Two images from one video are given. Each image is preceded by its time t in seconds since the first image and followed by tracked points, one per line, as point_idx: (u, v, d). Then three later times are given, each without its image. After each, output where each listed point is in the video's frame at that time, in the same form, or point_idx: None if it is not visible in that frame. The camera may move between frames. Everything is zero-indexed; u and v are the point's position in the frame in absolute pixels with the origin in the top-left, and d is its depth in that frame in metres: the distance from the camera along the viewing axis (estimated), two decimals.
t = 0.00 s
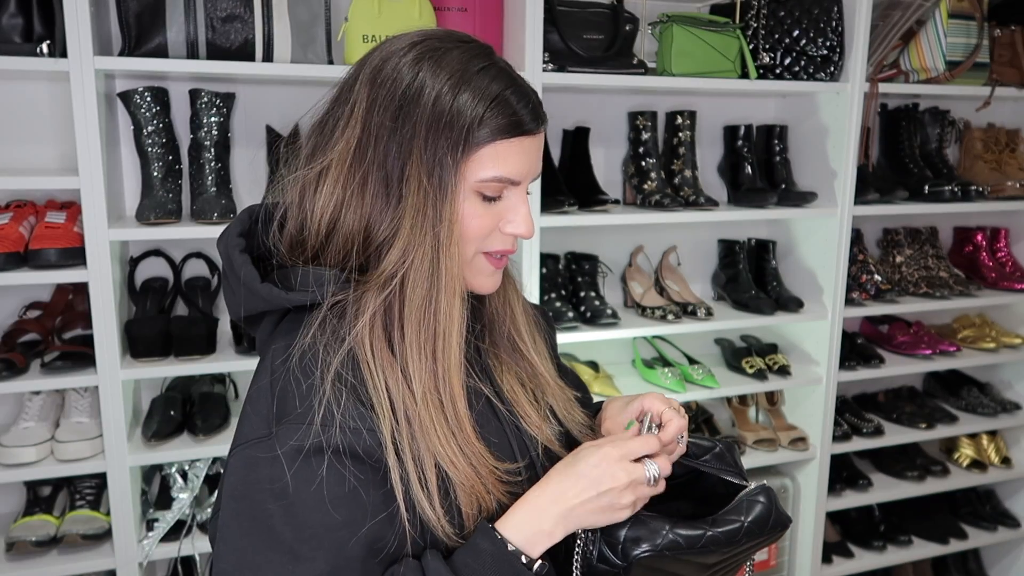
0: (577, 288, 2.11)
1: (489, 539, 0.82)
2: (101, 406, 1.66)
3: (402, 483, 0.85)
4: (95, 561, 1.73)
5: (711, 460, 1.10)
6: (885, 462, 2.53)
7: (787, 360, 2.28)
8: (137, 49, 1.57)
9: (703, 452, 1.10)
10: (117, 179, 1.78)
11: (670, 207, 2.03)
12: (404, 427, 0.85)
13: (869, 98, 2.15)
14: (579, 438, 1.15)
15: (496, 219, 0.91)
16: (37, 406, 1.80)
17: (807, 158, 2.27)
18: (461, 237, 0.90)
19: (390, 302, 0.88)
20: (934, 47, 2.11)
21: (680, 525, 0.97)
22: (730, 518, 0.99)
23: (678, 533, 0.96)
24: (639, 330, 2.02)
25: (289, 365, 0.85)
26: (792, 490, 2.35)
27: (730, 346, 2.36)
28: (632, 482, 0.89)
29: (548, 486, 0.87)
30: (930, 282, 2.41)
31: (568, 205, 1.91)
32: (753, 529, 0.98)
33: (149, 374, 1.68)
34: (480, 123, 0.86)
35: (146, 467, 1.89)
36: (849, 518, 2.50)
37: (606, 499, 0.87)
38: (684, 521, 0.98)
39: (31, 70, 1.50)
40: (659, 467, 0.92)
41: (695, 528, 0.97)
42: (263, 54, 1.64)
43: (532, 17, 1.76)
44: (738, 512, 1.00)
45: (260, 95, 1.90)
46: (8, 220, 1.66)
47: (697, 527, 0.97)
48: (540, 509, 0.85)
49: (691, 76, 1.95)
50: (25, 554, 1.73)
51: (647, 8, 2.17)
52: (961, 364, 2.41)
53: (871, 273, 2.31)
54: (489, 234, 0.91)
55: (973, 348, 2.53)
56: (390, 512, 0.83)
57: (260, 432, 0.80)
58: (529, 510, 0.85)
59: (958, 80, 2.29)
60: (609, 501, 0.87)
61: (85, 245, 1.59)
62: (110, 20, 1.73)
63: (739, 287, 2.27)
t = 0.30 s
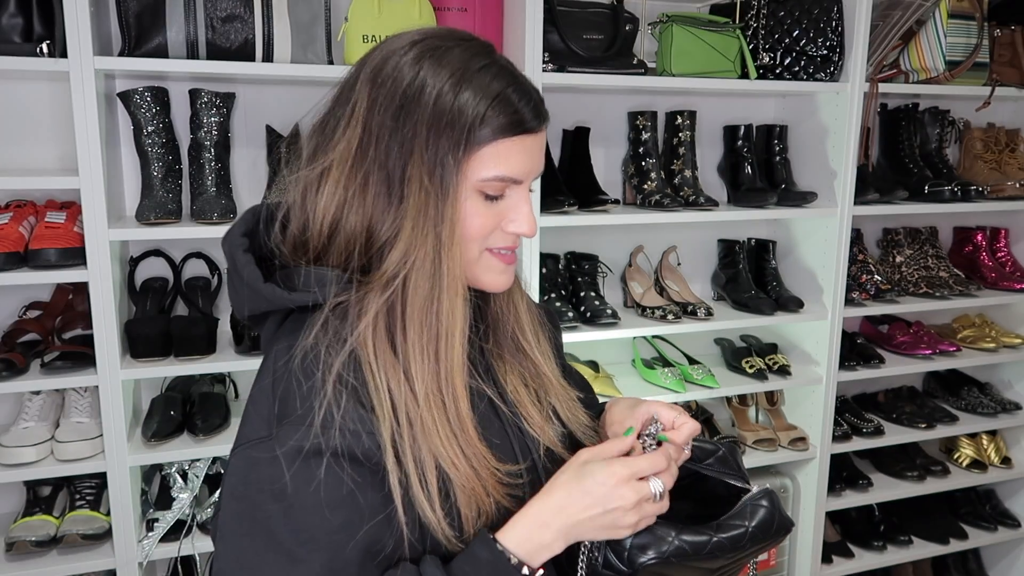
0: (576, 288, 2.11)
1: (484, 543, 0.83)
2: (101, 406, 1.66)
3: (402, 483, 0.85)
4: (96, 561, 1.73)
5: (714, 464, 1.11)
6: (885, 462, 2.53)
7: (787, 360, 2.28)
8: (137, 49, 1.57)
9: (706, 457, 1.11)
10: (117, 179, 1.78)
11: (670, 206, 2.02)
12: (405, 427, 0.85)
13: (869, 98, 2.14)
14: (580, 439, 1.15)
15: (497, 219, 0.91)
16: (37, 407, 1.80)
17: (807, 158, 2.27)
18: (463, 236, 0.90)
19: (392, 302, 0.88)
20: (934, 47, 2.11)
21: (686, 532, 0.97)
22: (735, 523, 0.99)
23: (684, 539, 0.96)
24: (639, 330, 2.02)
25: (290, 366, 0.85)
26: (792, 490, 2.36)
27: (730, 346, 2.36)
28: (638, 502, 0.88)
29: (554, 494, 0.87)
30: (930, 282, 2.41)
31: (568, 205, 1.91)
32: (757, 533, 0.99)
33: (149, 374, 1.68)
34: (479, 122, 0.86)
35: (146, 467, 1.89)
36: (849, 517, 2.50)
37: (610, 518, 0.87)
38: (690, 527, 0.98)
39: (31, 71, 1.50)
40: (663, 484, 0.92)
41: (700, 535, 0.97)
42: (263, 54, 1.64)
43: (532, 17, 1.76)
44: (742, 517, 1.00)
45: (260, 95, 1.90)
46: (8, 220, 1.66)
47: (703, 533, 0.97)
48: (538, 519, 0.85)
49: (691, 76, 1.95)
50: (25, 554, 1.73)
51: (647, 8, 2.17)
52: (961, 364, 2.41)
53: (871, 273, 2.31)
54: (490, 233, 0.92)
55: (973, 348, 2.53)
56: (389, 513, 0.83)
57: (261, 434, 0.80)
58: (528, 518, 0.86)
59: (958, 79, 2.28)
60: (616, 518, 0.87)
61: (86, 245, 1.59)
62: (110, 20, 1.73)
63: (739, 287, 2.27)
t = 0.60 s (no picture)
0: (576, 288, 2.11)
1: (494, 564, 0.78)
2: (102, 406, 1.66)
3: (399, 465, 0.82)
4: (96, 561, 1.73)
5: (723, 473, 1.11)
6: (885, 462, 2.52)
7: (787, 360, 2.28)
8: (137, 49, 1.57)
9: (716, 466, 1.11)
10: (117, 179, 1.78)
11: (670, 207, 2.03)
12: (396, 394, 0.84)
13: (869, 98, 2.14)
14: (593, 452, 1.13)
15: (462, 168, 0.89)
16: (37, 407, 1.80)
17: (807, 158, 2.27)
18: (427, 193, 0.90)
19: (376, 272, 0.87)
20: (934, 47, 2.11)
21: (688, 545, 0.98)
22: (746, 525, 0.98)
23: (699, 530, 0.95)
24: (639, 329, 2.02)
25: (298, 354, 0.84)
26: (792, 490, 2.36)
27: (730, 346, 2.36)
28: (651, 519, 0.82)
29: (560, 515, 0.81)
30: (930, 282, 2.41)
31: (568, 205, 1.91)
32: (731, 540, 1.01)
33: (150, 374, 1.68)
34: (419, 67, 0.88)
35: (146, 467, 1.89)
36: (849, 518, 2.50)
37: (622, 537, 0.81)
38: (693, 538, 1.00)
39: (31, 70, 1.50)
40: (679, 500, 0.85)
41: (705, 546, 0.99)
42: (263, 54, 1.64)
43: (531, 17, 1.76)
44: (748, 528, 1.01)
45: (259, 95, 1.90)
46: (8, 220, 1.66)
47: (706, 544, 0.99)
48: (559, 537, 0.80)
49: (691, 76, 1.95)
50: (25, 555, 1.73)
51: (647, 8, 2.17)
52: (961, 364, 2.41)
53: (871, 273, 2.31)
54: (455, 186, 0.89)
55: (973, 348, 2.53)
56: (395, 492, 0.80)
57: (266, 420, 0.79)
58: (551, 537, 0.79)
59: (958, 80, 2.28)
60: (627, 537, 0.81)
61: (86, 244, 1.59)
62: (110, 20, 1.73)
63: (740, 287, 2.27)
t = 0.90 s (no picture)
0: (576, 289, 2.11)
1: (480, 572, 0.80)
2: (101, 406, 1.66)
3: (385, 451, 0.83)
4: (96, 561, 1.73)
5: (723, 464, 1.06)
6: (885, 462, 2.52)
7: (787, 360, 2.28)
8: (137, 49, 1.57)
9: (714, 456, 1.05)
10: (117, 179, 1.78)
11: (670, 207, 2.03)
12: (387, 379, 0.84)
13: (869, 98, 2.14)
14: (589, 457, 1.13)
15: (464, 163, 0.90)
16: (37, 407, 1.80)
17: (807, 158, 2.27)
18: (429, 185, 0.91)
19: (371, 260, 0.88)
20: (934, 47, 2.11)
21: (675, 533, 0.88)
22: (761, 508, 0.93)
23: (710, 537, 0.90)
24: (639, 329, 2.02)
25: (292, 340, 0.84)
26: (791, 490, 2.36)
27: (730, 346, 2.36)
28: None
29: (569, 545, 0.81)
30: (930, 283, 2.41)
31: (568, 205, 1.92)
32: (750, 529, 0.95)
33: (149, 374, 1.68)
34: (431, 63, 0.88)
35: (146, 467, 1.89)
36: (849, 518, 2.50)
37: None
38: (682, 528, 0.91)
39: (30, 70, 1.50)
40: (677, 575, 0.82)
41: (693, 535, 0.90)
42: (263, 54, 1.64)
43: (531, 17, 1.76)
44: (745, 517, 0.93)
45: (259, 95, 1.90)
46: (8, 220, 1.65)
47: (695, 533, 0.90)
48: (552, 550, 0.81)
49: (691, 76, 1.95)
50: (25, 555, 1.73)
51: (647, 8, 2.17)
52: (961, 364, 2.41)
53: (871, 273, 2.31)
54: (458, 179, 0.90)
55: (973, 348, 2.53)
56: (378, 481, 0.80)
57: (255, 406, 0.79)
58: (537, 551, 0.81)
59: (958, 80, 2.28)
60: None
61: (86, 244, 1.59)
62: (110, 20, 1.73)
63: (740, 287, 2.27)
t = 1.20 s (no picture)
0: (577, 289, 2.11)
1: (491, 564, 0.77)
2: (101, 406, 1.66)
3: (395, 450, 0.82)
4: (96, 561, 1.73)
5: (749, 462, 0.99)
6: (885, 462, 2.52)
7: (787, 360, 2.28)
8: (137, 49, 1.57)
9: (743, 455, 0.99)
10: (117, 179, 1.78)
11: (670, 207, 2.03)
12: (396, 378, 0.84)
13: (869, 98, 2.14)
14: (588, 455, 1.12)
15: (477, 167, 0.90)
16: (37, 407, 1.80)
17: (807, 158, 2.27)
18: (439, 188, 0.91)
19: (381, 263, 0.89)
20: (934, 47, 2.11)
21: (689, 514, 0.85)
22: (786, 486, 0.89)
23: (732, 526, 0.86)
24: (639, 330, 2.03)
25: (301, 339, 0.83)
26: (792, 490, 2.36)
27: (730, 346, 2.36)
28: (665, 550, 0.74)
29: (580, 522, 0.76)
30: (930, 283, 2.41)
31: (568, 206, 1.92)
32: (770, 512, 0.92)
33: (149, 374, 1.68)
34: (446, 69, 0.88)
35: (146, 466, 1.89)
36: (849, 518, 2.50)
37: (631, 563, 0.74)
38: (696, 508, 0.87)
39: (30, 70, 1.50)
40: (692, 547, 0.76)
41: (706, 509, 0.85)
42: (263, 54, 1.64)
43: (531, 17, 1.76)
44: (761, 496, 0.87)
45: (259, 95, 1.90)
46: (8, 220, 1.65)
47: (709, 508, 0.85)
48: (562, 540, 0.75)
49: (691, 76, 1.95)
50: (25, 554, 1.73)
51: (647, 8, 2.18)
52: (961, 365, 2.41)
53: (871, 273, 2.31)
54: (471, 182, 0.90)
55: (973, 348, 2.53)
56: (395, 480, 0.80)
57: (264, 406, 0.78)
58: (545, 539, 0.75)
59: (959, 80, 2.28)
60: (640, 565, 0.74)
61: (86, 244, 1.59)
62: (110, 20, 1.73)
63: (740, 287, 2.27)
